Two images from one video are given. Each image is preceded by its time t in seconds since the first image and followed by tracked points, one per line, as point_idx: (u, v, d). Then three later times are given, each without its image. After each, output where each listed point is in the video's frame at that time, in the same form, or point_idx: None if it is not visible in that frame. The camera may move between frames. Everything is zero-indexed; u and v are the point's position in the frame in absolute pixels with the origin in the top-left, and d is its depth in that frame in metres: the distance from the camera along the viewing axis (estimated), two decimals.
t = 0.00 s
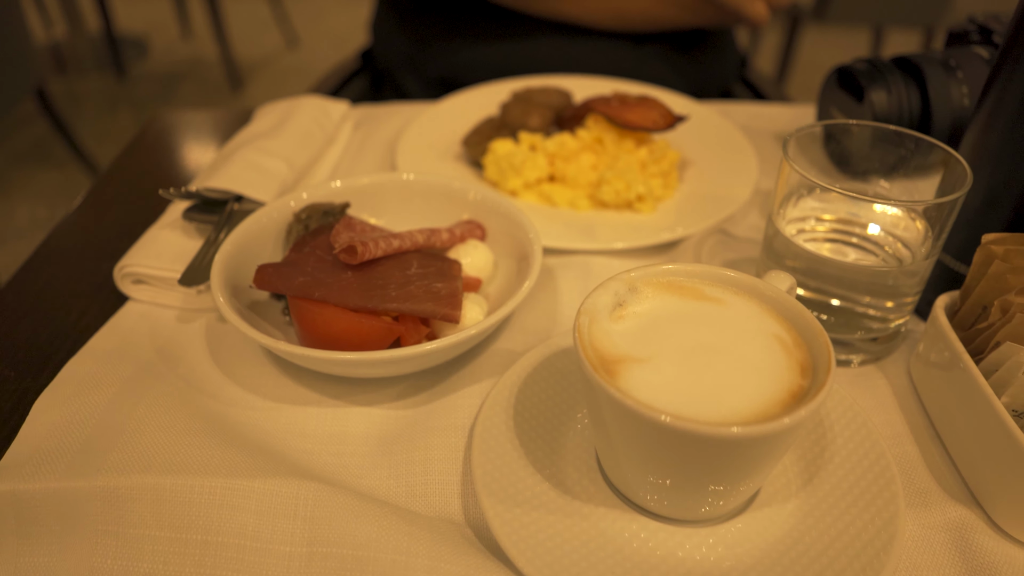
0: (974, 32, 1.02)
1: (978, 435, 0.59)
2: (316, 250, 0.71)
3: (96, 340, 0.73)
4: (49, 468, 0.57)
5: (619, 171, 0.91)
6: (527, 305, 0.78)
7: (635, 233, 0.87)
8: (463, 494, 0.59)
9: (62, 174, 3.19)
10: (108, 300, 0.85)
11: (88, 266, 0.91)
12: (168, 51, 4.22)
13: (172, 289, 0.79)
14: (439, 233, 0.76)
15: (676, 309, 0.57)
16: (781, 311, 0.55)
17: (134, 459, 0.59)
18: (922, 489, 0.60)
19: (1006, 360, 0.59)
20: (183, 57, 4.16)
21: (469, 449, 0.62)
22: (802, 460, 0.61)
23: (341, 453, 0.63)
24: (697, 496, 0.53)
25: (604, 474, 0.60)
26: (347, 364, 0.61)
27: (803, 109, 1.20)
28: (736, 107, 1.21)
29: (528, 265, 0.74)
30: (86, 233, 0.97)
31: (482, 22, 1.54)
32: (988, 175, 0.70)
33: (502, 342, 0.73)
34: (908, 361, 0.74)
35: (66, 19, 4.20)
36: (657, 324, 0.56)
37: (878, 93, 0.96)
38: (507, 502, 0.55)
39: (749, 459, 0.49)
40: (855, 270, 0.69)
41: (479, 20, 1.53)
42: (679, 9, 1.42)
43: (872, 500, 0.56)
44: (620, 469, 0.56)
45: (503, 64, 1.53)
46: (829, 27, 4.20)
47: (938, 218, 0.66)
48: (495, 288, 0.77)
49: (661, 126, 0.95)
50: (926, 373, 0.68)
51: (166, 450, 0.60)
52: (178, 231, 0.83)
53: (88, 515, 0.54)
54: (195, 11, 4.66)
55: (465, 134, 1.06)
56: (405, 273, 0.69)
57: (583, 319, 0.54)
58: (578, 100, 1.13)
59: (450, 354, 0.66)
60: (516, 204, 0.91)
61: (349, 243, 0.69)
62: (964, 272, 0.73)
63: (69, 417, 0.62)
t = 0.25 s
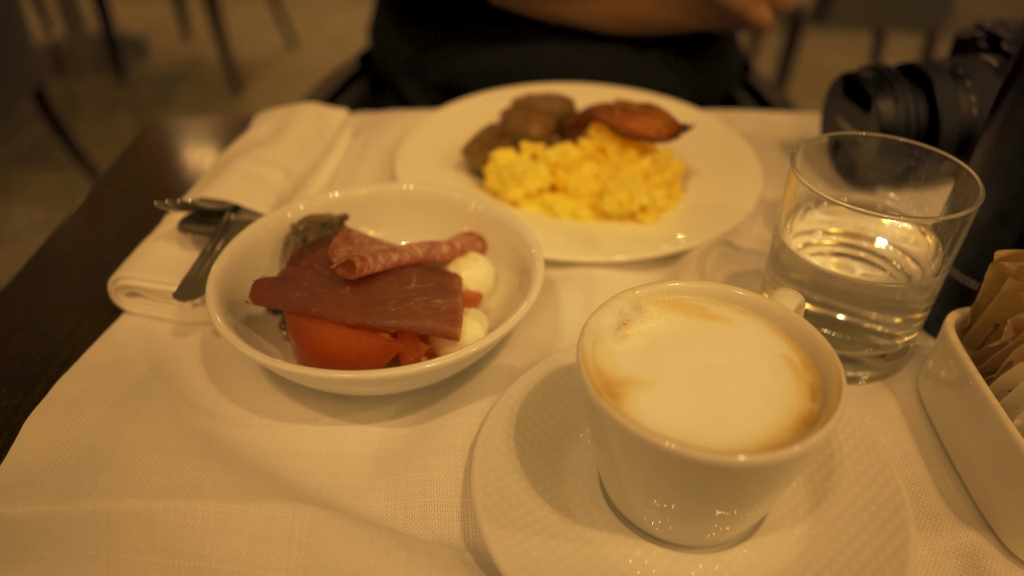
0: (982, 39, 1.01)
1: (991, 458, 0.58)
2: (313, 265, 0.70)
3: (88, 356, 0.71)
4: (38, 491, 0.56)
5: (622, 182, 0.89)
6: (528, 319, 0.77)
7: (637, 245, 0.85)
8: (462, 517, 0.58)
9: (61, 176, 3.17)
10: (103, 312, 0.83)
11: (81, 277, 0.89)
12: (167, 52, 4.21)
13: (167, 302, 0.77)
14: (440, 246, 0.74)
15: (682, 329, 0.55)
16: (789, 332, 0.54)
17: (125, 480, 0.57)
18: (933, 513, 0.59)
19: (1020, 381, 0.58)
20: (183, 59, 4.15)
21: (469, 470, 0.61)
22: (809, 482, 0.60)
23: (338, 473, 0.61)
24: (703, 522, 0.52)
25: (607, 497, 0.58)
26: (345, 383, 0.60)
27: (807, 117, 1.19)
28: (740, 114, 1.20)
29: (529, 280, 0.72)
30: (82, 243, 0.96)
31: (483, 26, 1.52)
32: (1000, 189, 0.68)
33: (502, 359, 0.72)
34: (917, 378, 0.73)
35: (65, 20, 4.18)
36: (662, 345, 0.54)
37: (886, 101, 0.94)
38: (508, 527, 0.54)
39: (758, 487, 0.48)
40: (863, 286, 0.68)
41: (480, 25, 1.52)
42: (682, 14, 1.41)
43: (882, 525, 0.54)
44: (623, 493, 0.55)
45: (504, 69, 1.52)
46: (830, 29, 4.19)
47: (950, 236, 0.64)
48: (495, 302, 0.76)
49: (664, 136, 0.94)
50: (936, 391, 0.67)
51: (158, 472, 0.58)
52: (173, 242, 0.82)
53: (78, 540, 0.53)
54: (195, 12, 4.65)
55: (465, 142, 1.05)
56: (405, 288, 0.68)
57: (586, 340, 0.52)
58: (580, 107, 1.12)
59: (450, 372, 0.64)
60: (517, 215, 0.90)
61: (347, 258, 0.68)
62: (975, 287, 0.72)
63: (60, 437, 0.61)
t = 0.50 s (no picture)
0: (990, 45, 0.99)
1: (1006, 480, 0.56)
2: (310, 279, 0.69)
3: (80, 371, 0.70)
4: (26, 513, 0.55)
5: (625, 191, 0.88)
6: (528, 333, 0.75)
7: (640, 255, 0.84)
8: (462, 540, 0.56)
9: (59, 176, 3.16)
10: (95, 322, 0.82)
11: (73, 287, 0.87)
12: (167, 52, 4.19)
13: (160, 314, 0.76)
14: (439, 257, 0.73)
15: (687, 348, 0.54)
16: (799, 352, 0.52)
17: (115, 502, 0.56)
18: (944, 537, 0.57)
19: None
20: (182, 58, 4.13)
21: (469, 491, 0.59)
22: (817, 504, 0.58)
23: (335, 493, 0.60)
24: (708, 549, 0.50)
25: (609, 519, 0.57)
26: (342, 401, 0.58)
27: (811, 123, 1.17)
28: (743, 121, 1.18)
29: (530, 293, 0.71)
30: (75, 251, 0.94)
31: (483, 29, 1.51)
32: (1012, 203, 0.67)
33: (503, 374, 0.71)
34: (926, 395, 0.71)
35: (65, 19, 4.16)
36: (667, 365, 0.53)
37: (892, 109, 0.93)
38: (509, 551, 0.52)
39: (766, 516, 0.46)
40: (871, 301, 0.66)
41: (480, 28, 1.50)
42: (685, 18, 1.39)
43: (894, 550, 0.53)
44: (626, 518, 0.54)
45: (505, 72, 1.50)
46: (833, 30, 4.17)
47: (961, 249, 0.63)
48: (495, 316, 0.74)
49: (668, 144, 0.93)
50: (948, 410, 0.65)
51: (149, 494, 0.57)
52: (168, 252, 0.80)
53: (65, 565, 0.51)
54: (194, 12, 4.63)
55: (465, 149, 1.04)
56: (403, 302, 0.66)
57: (589, 360, 0.51)
58: (581, 113, 1.10)
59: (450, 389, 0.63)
60: (518, 224, 0.88)
61: (345, 272, 0.66)
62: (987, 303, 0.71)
63: (50, 456, 0.59)
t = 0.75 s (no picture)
0: (997, 50, 0.98)
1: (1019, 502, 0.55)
2: (306, 290, 0.67)
3: (71, 384, 0.68)
4: (12, 536, 0.53)
5: (627, 199, 0.86)
6: (529, 345, 0.74)
7: (642, 265, 0.82)
8: (460, 563, 0.55)
9: (58, 177, 3.14)
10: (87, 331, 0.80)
11: (66, 296, 0.86)
12: (166, 52, 4.17)
13: (154, 325, 0.75)
14: (438, 267, 0.72)
15: (693, 367, 0.52)
16: (808, 372, 0.51)
17: (103, 524, 0.55)
18: (955, 559, 0.56)
19: None
20: (182, 58, 4.11)
21: (468, 511, 0.58)
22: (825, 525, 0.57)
23: (330, 511, 0.59)
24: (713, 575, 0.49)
25: (611, 541, 0.56)
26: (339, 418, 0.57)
27: (815, 129, 1.16)
28: (747, 126, 1.17)
29: (530, 305, 0.69)
30: (68, 258, 0.93)
31: (484, 31, 1.49)
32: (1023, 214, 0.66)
33: (503, 388, 0.69)
34: (934, 410, 0.70)
35: (64, 19, 4.14)
36: (672, 384, 0.51)
37: (899, 116, 0.92)
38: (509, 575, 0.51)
39: (774, 544, 0.45)
40: (880, 314, 0.65)
41: (481, 30, 1.49)
42: (687, 21, 1.38)
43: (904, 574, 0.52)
44: (629, 541, 0.52)
45: (505, 75, 1.49)
46: (835, 32, 4.16)
47: (974, 262, 0.61)
48: (495, 328, 0.73)
49: (671, 150, 0.91)
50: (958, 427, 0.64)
51: (139, 515, 0.56)
52: (162, 261, 0.79)
53: None
54: (195, 12, 4.62)
55: (465, 155, 1.02)
56: (401, 315, 0.65)
57: (592, 379, 0.49)
58: (582, 119, 1.09)
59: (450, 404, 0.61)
60: (519, 232, 0.87)
61: (342, 284, 0.65)
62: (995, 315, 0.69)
63: (38, 475, 0.58)
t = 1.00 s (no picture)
0: (1005, 54, 0.96)
1: None
2: (302, 301, 0.66)
3: (61, 396, 0.67)
4: None
5: (629, 206, 0.85)
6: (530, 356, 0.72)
7: (645, 272, 0.81)
8: None
9: (58, 174, 3.13)
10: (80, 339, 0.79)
11: (58, 303, 0.84)
12: (166, 49, 4.15)
13: (147, 334, 0.73)
14: (437, 276, 0.71)
15: (698, 384, 0.51)
16: (816, 390, 0.49)
17: (92, 546, 0.53)
18: None
19: None
20: (181, 56, 4.09)
21: (467, 528, 0.56)
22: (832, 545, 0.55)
23: (327, 528, 0.57)
24: None
25: (614, 561, 0.54)
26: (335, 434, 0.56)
27: (820, 133, 1.14)
28: (750, 130, 1.15)
29: (531, 315, 0.68)
30: (61, 263, 0.91)
31: (484, 32, 1.47)
32: None
33: (503, 401, 0.68)
34: (943, 424, 0.68)
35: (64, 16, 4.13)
36: (677, 402, 0.50)
37: (906, 120, 0.90)
38: None
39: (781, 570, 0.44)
40: (890, 327, 0.63)
41: (481, 30, 1.47)
42: (690, 23, 1.36)
43: None
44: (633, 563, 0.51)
45: (506, 77, 1.47)
46: (837, 31, 4.14)
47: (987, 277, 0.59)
48: (495, 339, 0.71)
49: (674, 154, 0.90)
50: (968, 442, 0.63)
51: (129, 536, 0.54)
52: (156, 269, 0.77)
53: None
54: (195, 9, 4.60)
55: (465, 160, 1.01)
56: (399, 327, 0.64)
57: (595, 397, 0.48)
58: (584, 122, 1.07)
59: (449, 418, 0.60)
60: (519, 239, 0.85)
61: (339, 295, 0.63)
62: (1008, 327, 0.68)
63: (25, 494, 0.57)
